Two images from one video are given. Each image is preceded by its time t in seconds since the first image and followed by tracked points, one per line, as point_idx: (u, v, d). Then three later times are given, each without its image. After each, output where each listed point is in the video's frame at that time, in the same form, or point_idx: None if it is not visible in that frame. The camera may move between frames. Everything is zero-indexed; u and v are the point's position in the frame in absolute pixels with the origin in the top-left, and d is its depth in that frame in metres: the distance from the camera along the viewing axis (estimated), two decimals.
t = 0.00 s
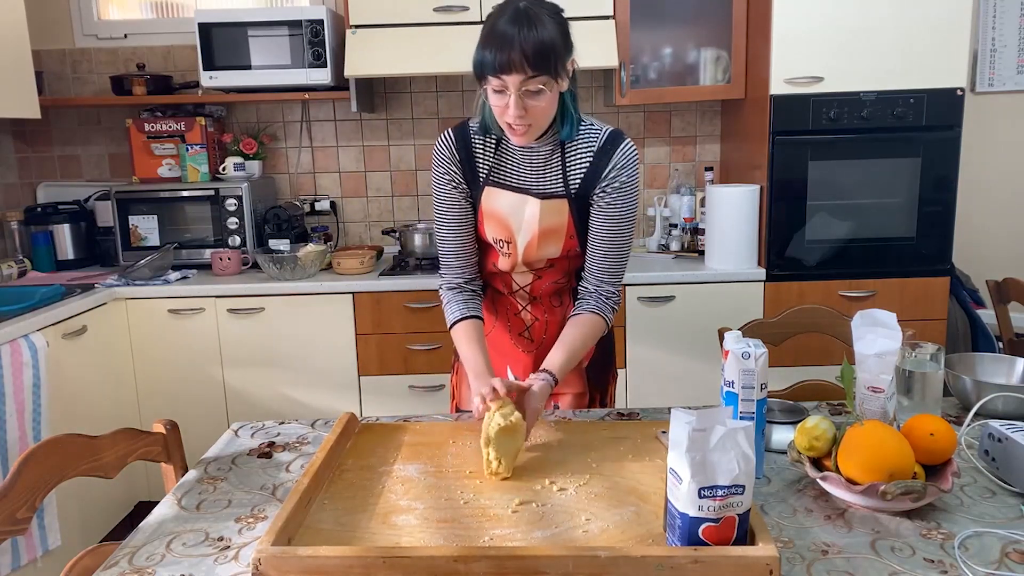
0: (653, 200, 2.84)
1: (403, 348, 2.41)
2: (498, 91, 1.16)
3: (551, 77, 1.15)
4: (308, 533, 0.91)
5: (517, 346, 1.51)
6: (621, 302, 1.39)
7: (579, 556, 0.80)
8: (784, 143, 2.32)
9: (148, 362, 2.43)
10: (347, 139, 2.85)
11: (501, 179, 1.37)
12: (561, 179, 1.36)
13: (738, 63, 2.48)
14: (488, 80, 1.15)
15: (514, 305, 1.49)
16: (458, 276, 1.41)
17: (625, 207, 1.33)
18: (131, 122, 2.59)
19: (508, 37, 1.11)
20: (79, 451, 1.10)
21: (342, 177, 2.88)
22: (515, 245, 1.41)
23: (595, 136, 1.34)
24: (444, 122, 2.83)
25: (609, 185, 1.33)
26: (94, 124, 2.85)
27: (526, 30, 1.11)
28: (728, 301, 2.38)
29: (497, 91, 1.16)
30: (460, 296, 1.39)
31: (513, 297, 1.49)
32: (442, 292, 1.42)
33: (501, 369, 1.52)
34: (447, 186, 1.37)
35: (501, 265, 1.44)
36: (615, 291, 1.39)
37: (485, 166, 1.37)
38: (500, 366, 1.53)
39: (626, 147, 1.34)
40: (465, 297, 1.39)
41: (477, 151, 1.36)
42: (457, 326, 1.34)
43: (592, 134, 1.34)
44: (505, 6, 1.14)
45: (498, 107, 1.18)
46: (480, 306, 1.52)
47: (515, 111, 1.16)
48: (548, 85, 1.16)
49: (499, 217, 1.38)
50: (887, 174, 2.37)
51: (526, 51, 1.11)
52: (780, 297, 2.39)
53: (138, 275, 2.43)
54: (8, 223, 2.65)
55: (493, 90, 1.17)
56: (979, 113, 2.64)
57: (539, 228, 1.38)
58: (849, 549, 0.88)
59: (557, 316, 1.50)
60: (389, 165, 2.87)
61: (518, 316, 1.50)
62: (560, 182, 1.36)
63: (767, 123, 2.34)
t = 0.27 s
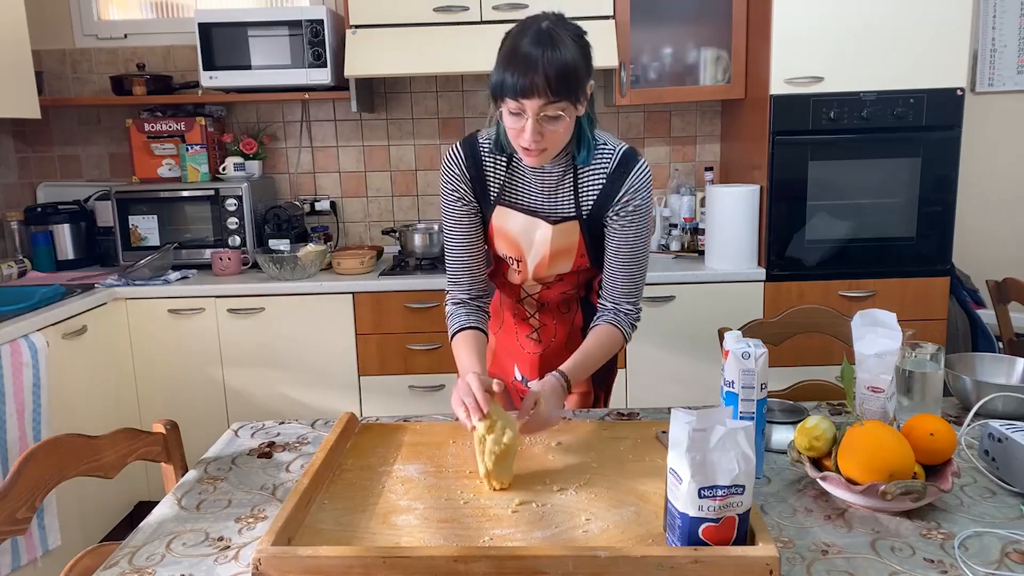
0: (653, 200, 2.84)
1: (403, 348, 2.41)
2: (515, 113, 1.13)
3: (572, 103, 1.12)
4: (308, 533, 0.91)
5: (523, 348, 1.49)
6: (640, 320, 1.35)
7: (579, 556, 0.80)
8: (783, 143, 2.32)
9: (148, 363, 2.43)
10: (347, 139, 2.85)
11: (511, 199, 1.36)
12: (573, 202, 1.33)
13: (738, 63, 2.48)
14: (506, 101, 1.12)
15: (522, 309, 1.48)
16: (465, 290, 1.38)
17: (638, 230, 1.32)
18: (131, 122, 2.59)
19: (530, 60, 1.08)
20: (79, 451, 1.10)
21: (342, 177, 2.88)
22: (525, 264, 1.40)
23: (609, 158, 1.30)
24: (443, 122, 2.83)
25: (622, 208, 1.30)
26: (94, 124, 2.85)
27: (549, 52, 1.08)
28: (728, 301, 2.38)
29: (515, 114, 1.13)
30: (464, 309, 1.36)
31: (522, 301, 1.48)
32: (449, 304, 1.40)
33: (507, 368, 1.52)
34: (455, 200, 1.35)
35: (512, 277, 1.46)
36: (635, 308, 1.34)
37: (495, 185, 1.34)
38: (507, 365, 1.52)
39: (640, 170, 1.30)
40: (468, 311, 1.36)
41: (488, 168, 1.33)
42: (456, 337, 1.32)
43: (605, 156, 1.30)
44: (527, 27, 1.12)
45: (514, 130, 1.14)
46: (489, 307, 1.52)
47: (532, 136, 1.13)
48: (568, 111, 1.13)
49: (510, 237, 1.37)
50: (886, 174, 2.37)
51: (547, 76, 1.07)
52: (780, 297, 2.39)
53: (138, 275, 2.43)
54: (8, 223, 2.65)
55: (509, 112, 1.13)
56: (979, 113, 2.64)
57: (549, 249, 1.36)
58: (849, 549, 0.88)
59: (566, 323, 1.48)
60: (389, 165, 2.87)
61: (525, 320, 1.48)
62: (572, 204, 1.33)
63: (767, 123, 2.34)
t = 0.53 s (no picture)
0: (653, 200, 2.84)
1: (403, 348, 2.41)
2: (540, 127, 1.09)
3: (598, 120, 1.09)
4: (308, 533, 0.91)
5: (523, 351, 1.49)
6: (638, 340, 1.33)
7: (579, 556, 0.80)
8: (783, 143, 2.32)
9: (148, 363, 2.43)
10: (347, 139, 2.85)
11: (516, 210, 1.34)
12: (579, 216, 1.33)
13: (738, 63, 2.48)
14: (532, 114, 1.08)
15: (522, 313, 1.48)
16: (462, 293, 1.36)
17: (643, 249, 1.30)
18: (131, 122, 2.59)
19: (562, 73, 1.04)
20: (79, 451, 1.10)
21: (342, 177, 2.88)
22: (527, 274, 1.40)
23: (617, 175, 1.29)
24: (443, 122, 2.83)
25: (629, 226, 1.29)
26: (94, 124, 2.85)
27: (581, 66, 1.05)
28: (728, 301, 2.38)
29: (540, 127, 1.09)
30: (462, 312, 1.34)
31: (522, 306, 1.47)
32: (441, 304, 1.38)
33: (506, 369, 1.51)
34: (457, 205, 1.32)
35: (512, 283, 1.45)
36: (634, 329, 1.32)
37: (500, 194, 1.33)
38: (506, 367, 1.51)
39: (648, 189, 1.30)
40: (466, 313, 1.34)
41: (495, 178, 1.31)
42: (451, 335, 1.31)
43: (614, 173, 1.29)
44: (556, 40, 1.08)
45: (537, 143, 1.10)
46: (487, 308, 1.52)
47: (556, 151, 1.09)
48: (593, 128, 1.10)
49: (513, 247, 1.37)
50: (887, 174, 2.37)
51: (579, 91, 1.04)
52: (780, 297, 2.39)
53: (138, 275, 2.43)
54: (8, 223, 2.65)
55: (534, 125, 1.09)
56: (979, 113, 2.64)
57: (553, 261, 1.36)
58: (849, 549, 0.88)
59: (566, 328, 1.49)
60: (389, 165, 2.87)
61: (525, 324, 1.48)
62: (578, 218, 1.33)
63: (767, 123, 2.34)
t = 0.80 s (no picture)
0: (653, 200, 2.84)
1: (403, 348, 2.41)
2: (555, 144, 1.08)
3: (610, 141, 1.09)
4: (308, 534, 0.91)
5: (517, 352, 1.47)
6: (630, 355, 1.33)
7: (579, 556, 0.80)
8: (784, 143, 2.32)
9: (148, 363, 2.43)
10: (347, 139, 2.85)
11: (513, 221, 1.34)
12: (574, 230, 1.32)
13: (738, 63, 2.48)
14: (549, 131, 1.07)
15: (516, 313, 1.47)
16: (458, 305, 1.35)
17: (638, 265, 1.30)
18: (132, 122, 2.59)
19: (583, 93, 1.04)
20: (79, 451, 1.10)
21: (342, 177, 2.88)
22: (522, 283, 1.40)
23: (615, 190, 1.29)
24: (444, 122, 2.83)
25: (625, 242, 1.29)
26: (94, 124, 2.85)
27: (600, 87, 1.05)
28: (728, 301, 2.38)
29: (554, 144, 1.08)
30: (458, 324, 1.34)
31: (517, 307, 1.46)
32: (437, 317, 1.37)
33: (501, 366, 1.49)
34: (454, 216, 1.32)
35: (508, 288, 1.45)
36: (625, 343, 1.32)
37: (497, 205, 1.33)
38: (499, 366, 1.50)
39: (645, 204, 1.29)
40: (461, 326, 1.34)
41: (493, 190, 1.31)
42: (446, 349, 1.31)
43: (611, 188, 1.28)
44: (572, 57, 1.07)
45: (550, 160, 1.10)
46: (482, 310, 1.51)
47: (569, 169, 1.09)
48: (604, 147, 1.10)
49: (508, 258, 1.37)
50: (887, 174, 2.37)
51: (598, 111, 1.04)
52: (780, 297, 2.39)
53: (138, 275, 2.43)
54: (8, 223, 2.65)
55: (548, 142, 1.08)
56: (979, 113, 2.64)
57: (548, 274, 1.36)
58: (849, 549, 0.88)
59: (560, 331, 1.48)
60: (389, 165, 2.87)
61: (519, 323, 1.47)
62: (574, 232, 1.32)
63: (768, 123, 2.34)
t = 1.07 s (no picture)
0: (653, 200, 2.84)
1: (403, 348, 2.41)
2: (547, 156, 1.08)
3: (603, 156, 1.09)
4: (308, 533, 0.91)
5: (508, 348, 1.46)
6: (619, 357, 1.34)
7: (580, 556, 0.80)
8: (783, 143, 2.32)
9: (148, 363, 2.43)
10: (347, 139, 2.85)
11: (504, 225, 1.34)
12: (566, 237, 1.32)
13: (738, 63, 2.48)
14: (542, 144, 1.06)
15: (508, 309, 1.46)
16: (450, 306, 1.36)
17: (628, 272, 1.30)
18: (132, 122, 2.59)
19: (579, 108, 1.03)
20: (79, 451, 1.10)
21: (342, 177, 2.88)
22: (512, 287, 1.40)
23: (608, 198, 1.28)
24: (444, 122, 2.82)
25: (615, 249, 1.29)
26: (94, 124, 2.85)
27: (596, 102, 1.04)
28: (728, 301, 2.38)
29: (547, 158, 1.08)
30: (451, 326, 1.34)
31: (509, 305, 1.46)
32: (430, 317, 1.38)
33: (492, 362, 1.48)
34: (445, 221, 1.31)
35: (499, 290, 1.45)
36: (616, 347, 1.33)
37: (490, 209, 1.32)
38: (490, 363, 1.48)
39: (636, 212, 1.28)
40: (454, 327, 1.34)
41: (485, 195, 1.30)
42: (441, 352, 1.32)
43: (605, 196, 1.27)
44: (567, 72, 1.07)
45: (542, 172, 1.09)
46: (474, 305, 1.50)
47: (560, 181, 1.09)
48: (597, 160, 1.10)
49: (500, 262, 1.37)
50: (887, 174, 2.37)
51: (593, 127, 1.04)
52: (780, 297, 2.39)
53: (138, 275, 2.43)
54: (8, 223, 2.65)
55: (540, 154, 1.08)
56: (979, 113, 2.64)
57: (538, 279, 1.36)
58: (849, 549, 0.88)
59: (552, 330, 1.46)
60: (389, 165, 2.87)
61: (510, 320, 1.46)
62: (565, 237, 1.32)
63: (768, 123, 2.34)
